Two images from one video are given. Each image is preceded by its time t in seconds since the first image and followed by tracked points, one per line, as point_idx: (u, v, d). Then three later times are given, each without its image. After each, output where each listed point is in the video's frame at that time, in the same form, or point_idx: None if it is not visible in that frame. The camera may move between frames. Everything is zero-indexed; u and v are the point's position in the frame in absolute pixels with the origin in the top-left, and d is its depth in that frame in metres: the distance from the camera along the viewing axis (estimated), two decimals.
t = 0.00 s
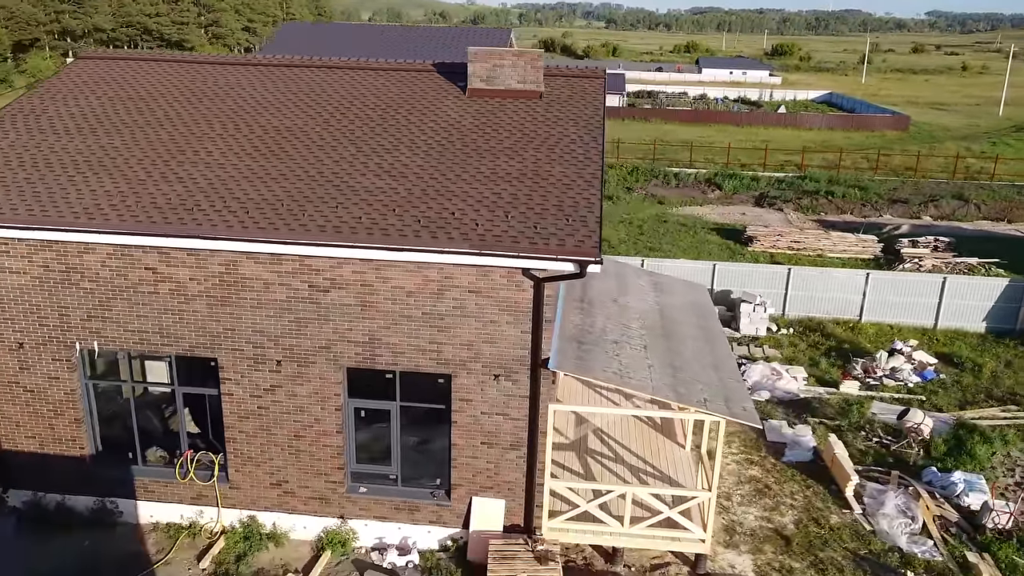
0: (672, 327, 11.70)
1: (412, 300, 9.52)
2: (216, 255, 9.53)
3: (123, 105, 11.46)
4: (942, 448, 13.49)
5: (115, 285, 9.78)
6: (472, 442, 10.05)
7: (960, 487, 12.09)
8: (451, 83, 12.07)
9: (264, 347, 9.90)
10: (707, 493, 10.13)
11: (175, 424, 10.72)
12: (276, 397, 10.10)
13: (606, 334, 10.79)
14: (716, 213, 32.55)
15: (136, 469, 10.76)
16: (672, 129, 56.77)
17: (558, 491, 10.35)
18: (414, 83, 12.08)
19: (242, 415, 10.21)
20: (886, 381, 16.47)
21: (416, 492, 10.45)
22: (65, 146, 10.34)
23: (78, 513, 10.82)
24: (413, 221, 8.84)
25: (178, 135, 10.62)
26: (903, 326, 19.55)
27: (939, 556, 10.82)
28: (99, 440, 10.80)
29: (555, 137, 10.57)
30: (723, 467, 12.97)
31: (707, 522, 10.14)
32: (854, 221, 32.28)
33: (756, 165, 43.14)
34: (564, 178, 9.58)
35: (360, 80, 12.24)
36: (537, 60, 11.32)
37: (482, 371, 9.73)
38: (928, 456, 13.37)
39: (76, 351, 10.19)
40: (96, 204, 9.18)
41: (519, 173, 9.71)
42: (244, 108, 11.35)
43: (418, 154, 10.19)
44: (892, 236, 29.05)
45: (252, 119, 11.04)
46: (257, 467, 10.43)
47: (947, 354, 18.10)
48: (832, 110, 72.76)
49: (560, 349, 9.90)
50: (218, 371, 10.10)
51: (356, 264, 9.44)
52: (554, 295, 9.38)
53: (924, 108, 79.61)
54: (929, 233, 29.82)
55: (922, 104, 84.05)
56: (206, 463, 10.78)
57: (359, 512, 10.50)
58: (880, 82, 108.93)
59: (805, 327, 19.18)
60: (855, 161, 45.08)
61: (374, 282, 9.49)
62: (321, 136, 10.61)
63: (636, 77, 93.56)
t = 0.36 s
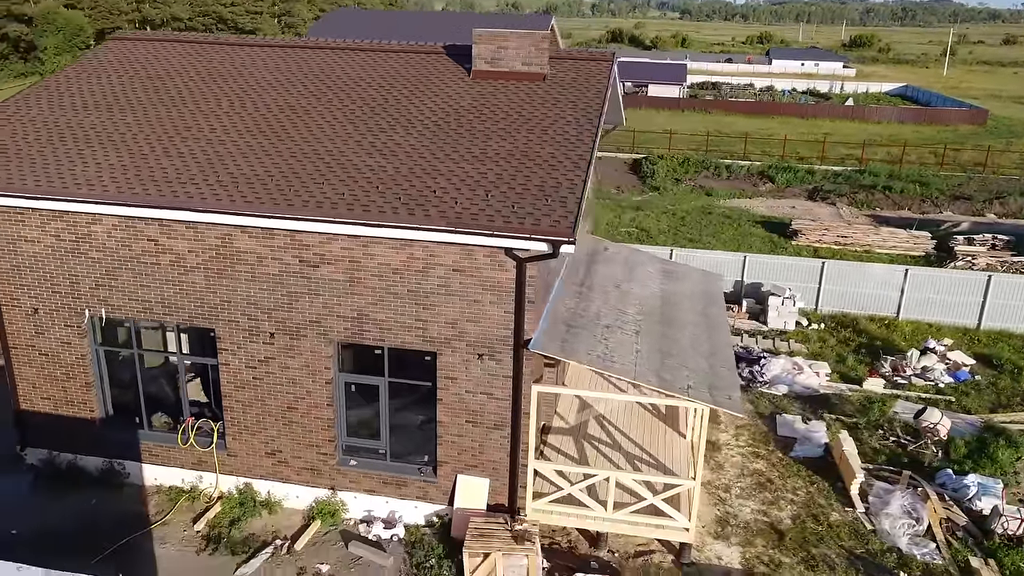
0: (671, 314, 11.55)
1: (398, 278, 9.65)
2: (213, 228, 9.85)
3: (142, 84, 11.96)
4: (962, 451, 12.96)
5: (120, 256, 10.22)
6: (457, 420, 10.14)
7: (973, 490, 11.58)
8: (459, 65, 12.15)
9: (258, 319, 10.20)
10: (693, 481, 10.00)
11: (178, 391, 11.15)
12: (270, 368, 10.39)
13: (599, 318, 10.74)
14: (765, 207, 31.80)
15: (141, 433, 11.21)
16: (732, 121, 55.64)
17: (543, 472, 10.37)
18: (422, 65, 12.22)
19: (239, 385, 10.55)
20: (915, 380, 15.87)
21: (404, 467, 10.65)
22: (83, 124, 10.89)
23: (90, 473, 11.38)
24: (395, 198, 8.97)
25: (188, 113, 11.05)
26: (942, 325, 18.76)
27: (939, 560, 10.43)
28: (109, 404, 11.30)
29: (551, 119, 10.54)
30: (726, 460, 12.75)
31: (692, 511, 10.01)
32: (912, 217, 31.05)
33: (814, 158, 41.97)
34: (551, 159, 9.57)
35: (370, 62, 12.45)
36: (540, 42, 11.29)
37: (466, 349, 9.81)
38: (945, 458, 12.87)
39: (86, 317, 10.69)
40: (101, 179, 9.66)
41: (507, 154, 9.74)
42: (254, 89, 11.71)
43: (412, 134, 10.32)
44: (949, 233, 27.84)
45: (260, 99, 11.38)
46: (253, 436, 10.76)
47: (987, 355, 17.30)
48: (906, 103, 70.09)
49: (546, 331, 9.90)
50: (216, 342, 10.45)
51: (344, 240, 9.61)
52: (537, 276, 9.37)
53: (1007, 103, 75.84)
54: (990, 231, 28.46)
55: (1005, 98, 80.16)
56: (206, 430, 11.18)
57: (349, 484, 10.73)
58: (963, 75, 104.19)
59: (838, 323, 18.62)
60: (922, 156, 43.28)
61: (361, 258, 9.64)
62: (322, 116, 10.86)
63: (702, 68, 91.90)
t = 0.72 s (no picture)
0: (668, 300, 11.45)
1: (385, 254, 9.83)
2: (212, 202, 10.21)
3: (164, 64, 12.46)
4: (979, 452, 12.46)
5: (129, 226, 10.69)
6: (442, 397, 10.28)
7: (982, 492, 11.13)
8: (466, 47, 12.25)
9: (255, 292, 10.53)
10: (674, 467, 9.91)
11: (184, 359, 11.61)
12: (266, 339, 10.72)
13: (590, 300, 10.73)
14: (815, 200, 30.95)
15: (150, 398, 11.71)
16: (794, 113, 54.18)
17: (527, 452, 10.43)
18: (431, 47, 12.37)
19: (238, 354, 10.92)
20: (942, 379, 15.29)
21: (393, 441, 10.85)
22: (103, 101, 11.42)
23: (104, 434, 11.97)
24: (378, 175, 9.15)
25: (200, 92, 11.46)
26: (983, 325, 17.96)
27: (934, 560, 10.10)
28: (122, 369, 11.85)
29: (547, 100, 10.54)
30: (728, 450, 12.57)
31: (673, 497, 9.93)
32: (971, 214, 29.73)
33: (875, 151, 40.60)
34: (538, 139, 9.59)
35: (382, 44, 12.66)
36: (543, 24, 11.29)
37: (451, 326, 9.92)
38: (960, 459, 12.39)
39: (99, 285, 11.22)
40: (110, 152, 10.13)
41: (496, 133, 9.80)
42: (267, 69, 12.06)
43: (408, 113, 10.48)
44: (1008, 231, 26.57)
45: (270, 78, 11.71)
46: (251, 404, 11.13)
47: None
48: (984, 97, 67.04)
49: (530, 311, 9.94)
50: (218, 312, 10.84)
51: (334, 216, 9.84)
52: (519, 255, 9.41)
53: None
54: None
55: None
56: (209, 398, 11.59)
57: (341, 456, 11.00)
58: None
59: (870, 319, 18.05)
60: (993, 151, 41.31)
61: (351, 234, 9.85)
62: (325, 95, 11.12)
63: (770, 59, 89.65)
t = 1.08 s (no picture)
0: (664, 286, 11.37)
1: (375, 231, 10.03)
2: (214, 177, 10.57)
3: (184, 45, 12.90)
4: (990, 453, 12.04)
5: (139, 200, 11.15)
6: (430, 373, 10.45)
7: (986, 493, 10.80)
8: (473, 30, 12.35)
9: (255, 266, 10.87)
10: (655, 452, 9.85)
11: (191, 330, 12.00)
12: (265, 312, 11.06)
13: (581, 283, 10.75)
14: (860, 195, 30.11)
15: (160, 366, 12.19)
16: (852, 106, 52.64)
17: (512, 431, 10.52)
18: (439, 30, 12.51)
19: (239, 326, 11.29)
20: (965, 378, 14.79)
21: (384, 416, 11.07)
22: (121, 79, 11.90)
23: (120, 400, 12.55)
24: (365, 153, 9.35)
25: (212, 71, 11.84)
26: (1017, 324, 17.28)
27: (924, 559, 9.86)
28: (135, 337, 12.34)
29: (542, 82, 10.58)
30: (726, 440, 12.44)
31: (653, 481, 9.89)
32: None
33: (932, 146, 39.20)
34: (526, 120, 9.64)
35: (392, 27, 12.86)
36: (545, 7, 11.31)
37: (438, 304, 10.07)
38: (969, 459, 12.01)
39: (113, 256, 11.73)
40: (120, 128, 10.57)
41: (487, 114, 9.90)
42: (279, 50, 12.37)
43: (405, 93, 10.65)
44: None
45: (280, 59, 12.02)
46: (252, 375, 11.49)
47: None
48: None
49: (516, 291, 10.01)
50: (221, 285, 11.22)
51: (327, 193, 10.08)
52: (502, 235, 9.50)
53: None
54: None
55: None
56: (214, 368, 11.98)
57: (335, 429, 11.28)
58: None
59: (897, 316, 17.55)
60: None
61: (343, 211, 10.08)
62: (329, 76, 11.36)
63: (834, 50, 87.16)
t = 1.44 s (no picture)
0: (658, 270, 11.34)
1: (366, 206, 10.29)
2: (220, 151, 11.00)
3: (207, 25, 13.38)
4: (998, 453, 11.64)
5: (153, 172, 11.67)
6: (418, 347, 10.67)
7: (982, 491, 10.49)
8: (480, 12, 12.48)
9: (257, 238, 11.27)
10: (634, 433, 9.87)
11: (201, 299, 12.48)
12: (267, 283, 11.46)
13: (571, 264, 10.81)
14: (912, 189, 29.12)
15: (173, 333, 12.74)
16: (919, 98, 50.74)
17: (498, 408, 10.68)
18: (448, 12, 12.68)
19: (243, 296, 11.73)
20: (987, 377, 14.28)
21: (377, 387, 11.36)
22: (143, 57, 12.45)
23: (137, 363, 13.17)
24: (354, 129, 9.61)
25: (228, 50, 12.27)
26: None
27: (907, 554, 9.64)
28: (152, 305, 12.92)
29: (537, 62, 10.65)
30: (722, 428, 12.34)
31: (631, 462, 9.90)
32: None
33: (999, 140, 37.51)
34: (513, 99, 9.75)
35: (405, 8, 13.08)
36: None
37: (425, 279, 10.27)
38: (975, 458, 11.66)
39: (130, 226, 12.30)
40: (134, 103, 11.10)
41: (477, 93, 10.04)
42: (294, 30, 12.74)
43: (404, 72, 10.86)
44: None
45: (293, 39, 12.38)
46: (255, 344, 11.93)
47: None
48: None
49: (502, 268, 10.13)
50: (227, 256, 11.67)
51: (322, 168, 10.39)
52: (485, 211, 9.64)
53: None
54: None
55: None
56: (222, 336, 12.46)
57: (331, 398, 11.63)
58: None
59: (926, 312, 17.00)
60: None
61: (337, 186, 10.37)
62: (336, 55, 11.65)
63: (909, 41, 83.98)
